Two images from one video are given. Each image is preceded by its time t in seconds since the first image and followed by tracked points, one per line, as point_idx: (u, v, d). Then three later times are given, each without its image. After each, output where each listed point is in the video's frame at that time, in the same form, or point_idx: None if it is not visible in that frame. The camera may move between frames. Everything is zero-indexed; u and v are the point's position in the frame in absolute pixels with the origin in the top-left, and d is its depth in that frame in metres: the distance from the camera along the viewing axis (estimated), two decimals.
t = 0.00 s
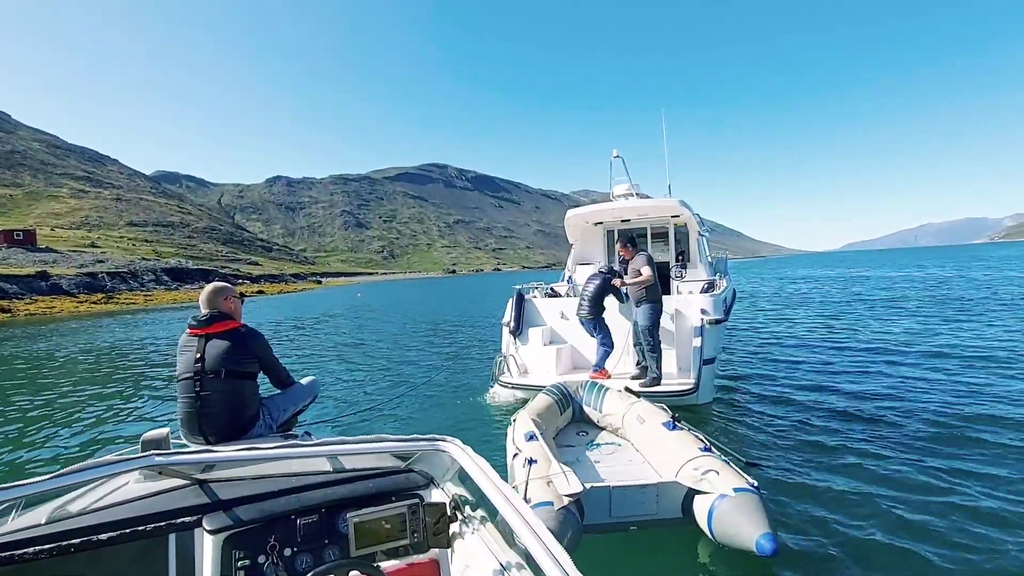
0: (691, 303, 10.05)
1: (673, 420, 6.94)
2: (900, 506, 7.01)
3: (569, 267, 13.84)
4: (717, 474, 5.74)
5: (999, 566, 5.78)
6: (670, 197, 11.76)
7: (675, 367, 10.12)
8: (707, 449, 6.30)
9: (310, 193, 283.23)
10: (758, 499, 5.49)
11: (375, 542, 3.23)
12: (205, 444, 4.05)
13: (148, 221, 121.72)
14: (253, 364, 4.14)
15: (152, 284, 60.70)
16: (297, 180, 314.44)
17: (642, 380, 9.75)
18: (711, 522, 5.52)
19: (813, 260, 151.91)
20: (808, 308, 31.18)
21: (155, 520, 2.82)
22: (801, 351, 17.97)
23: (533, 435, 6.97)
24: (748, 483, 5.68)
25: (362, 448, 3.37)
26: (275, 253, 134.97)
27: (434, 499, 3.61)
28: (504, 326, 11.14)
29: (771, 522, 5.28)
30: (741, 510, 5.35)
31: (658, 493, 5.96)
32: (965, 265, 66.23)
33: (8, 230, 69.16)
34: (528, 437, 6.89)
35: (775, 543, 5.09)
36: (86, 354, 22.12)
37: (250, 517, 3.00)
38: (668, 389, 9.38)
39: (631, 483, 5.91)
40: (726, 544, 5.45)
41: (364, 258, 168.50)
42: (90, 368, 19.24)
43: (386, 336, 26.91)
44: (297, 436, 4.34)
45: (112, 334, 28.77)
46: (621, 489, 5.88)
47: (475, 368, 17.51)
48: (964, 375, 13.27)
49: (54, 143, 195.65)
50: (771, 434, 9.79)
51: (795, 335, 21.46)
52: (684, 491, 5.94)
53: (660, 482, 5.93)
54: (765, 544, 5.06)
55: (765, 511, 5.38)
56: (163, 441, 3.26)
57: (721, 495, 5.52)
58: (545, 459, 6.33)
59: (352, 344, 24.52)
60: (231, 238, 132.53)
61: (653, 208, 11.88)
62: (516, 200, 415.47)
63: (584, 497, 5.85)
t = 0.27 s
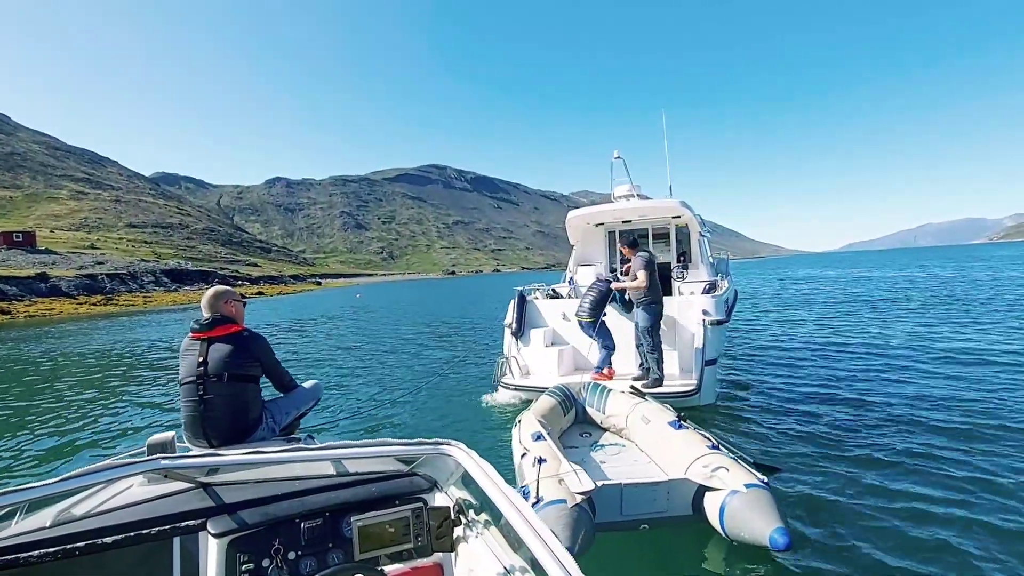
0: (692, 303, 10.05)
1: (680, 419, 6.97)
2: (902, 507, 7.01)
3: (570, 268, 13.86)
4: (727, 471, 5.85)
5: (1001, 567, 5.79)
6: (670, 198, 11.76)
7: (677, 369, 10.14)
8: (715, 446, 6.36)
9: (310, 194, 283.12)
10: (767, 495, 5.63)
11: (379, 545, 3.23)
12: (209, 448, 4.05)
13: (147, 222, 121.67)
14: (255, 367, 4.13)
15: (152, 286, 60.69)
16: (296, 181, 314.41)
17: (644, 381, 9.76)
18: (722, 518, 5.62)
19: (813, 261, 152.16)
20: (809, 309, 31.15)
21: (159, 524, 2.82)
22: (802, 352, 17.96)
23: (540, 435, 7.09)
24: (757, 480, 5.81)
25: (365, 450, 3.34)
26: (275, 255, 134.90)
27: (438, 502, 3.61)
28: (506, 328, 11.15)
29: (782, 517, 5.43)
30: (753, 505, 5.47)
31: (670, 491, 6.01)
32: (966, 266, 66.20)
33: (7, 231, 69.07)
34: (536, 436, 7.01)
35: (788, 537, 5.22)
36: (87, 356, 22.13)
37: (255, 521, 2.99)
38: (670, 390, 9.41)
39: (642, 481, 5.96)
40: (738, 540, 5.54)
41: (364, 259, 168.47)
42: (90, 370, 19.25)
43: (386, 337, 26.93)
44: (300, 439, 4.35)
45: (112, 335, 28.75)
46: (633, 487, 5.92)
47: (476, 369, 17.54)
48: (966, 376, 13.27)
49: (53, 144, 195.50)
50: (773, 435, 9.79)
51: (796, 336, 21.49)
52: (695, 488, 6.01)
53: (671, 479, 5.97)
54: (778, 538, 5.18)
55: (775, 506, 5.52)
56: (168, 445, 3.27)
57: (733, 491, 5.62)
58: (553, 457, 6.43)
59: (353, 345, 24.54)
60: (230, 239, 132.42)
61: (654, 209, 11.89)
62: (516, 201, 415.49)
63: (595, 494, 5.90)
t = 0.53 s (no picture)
0: (693, 303, 10.07)
1: (685, 419, 6.98)
2: (905, 508, 6.99)
3: (571, 269, 13.87)
4: (735, 470, 5.83)
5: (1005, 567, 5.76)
6: (670, 199, 11.77)
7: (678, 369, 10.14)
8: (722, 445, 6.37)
9: (309, 196, 283.13)
10: (777, 493, 5.57)
11: (380, 547, 3.22)
12: (209, 448, 4.04)
13: (146, 225, 121.61)
14: (255, 368, 4.12)
15: (151, 288, 60.67)
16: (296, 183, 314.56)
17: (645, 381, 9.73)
18: (732, 517, 5.57)
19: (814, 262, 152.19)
20: (811, 310, 31.11)
21: (157, 525, 2.81)
22: (804, 353, 17.93)
23: (546, 435, 7.16)
24: (767, 479, 5.77)
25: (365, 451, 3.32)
26: (274, 257, 134.89)
27: (439, 504, 3.59)
28: (508, 329, 11.15)
29: (792, 515, 5.35)
30: (762, 503, 5.42)
31: (678, 489, 6.01)
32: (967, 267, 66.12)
33: (6, 234, 69.00)
34: (542, 437, 7.10)
35: (799, 535, 5.13)
36: (86, 358, 22.11)
37: (255, 522, 2.98)
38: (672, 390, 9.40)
39: (650, 479, 5.95)
40: (748, 539, 5.47)
41: (363, 261, 168.50)
42: (90, 372, 19.21)
43: (386, 339, 26.96)
44: (301, 440, 4.34)
45: (112, 337, 28.74)
46: (641, 485, 5.92)
47: (476, 371, 17.54)
48: (968, 377, 13.24)
49: (52, 146, 195.68)
50: (774, 436, 9.78)
51: (796, 337, 21.51)
52: (704, 487, 5.99)
53: (679, 478, 5.96)
54: (788, 536, 5.10)
55: (785, 505, 5.45)
56: (167, 445, 3.25)
57: (742, 490, 5.59)
58: (561, 456, 6.49)
59: (353, 346, 24.56)
60: (229, 241, 132.34)
61: (655, 210, 11.90)
62: (515, 203, 415.69)
63: (605, 493, 5.91)
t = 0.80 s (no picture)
0: (693, 301, 10.04)
1: (690, 417, 6.98)
2: (904, 505, 6.99)
3: (571, 268, 13.86)
4: (741, 468, 5.86)
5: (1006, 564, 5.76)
6: (670, 198, 11.74)
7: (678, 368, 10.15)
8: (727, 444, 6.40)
9: (307, 196, 282.88)
10: (784, 491, 5.58)
11: (377, 546, 3.22)
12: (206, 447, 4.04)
13: (145, 225, 121.46)
14: (250, 366, 4.08)
15: (150, 288, 60.64)
16: (295, 183, 314.13)
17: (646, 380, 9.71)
18: (739, 515, 5.58)
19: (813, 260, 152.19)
20: (810, 309, 31.10)
21: (154, 524, 2.79)
22: (804, 352, 17.92)
23: (551, 434, 7.18)
24: (773, 477, 5.79)
25: (362, 450, 3.30)
26: (273, 257, 134.80)
27: (436, 503, 3.58)
28: (508, 329, 11.15)
29: (799, 512, 5.35)
30: (769, 500, 5.43)
31: (685, 487, 5.99)
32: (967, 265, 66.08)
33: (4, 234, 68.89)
34: (547, 436, 7.12)
35: (806, 532, 5.13)
36: (85, 359, 22.09)
37: (252, 522, 2.98)
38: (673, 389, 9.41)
39: (658, 477, 5.93)
40: (754, 536, 5.48)
41: (362, 261, 168.37)
42: (88, 372, 19.18)
43: (386, 338, 26.96)
44: (298, 439, 4.34)
45: (111, 338, 28.70)
46: (648, 483, 5.91)
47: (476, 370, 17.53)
48: (968, 375, 13.22)
49: (49, 146, 195.08)
50: (775, 435, 9.78)
51: (795, 336, 21.53)
52: (711, 485, 5.99)
53: (686, 475, 5.95)
54: (795, 532, 5.10)
55: (792, 503, 5.46)
56: (163, 444, 3.24)
57: (748, 487, 5.61)
58: (568, 456, 6.49)
59: (353, 346, 24.56)
60: (228, 242, 132.23)
61: (654, 208, 11.86)
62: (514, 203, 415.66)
63: (610, 492, 5.91)
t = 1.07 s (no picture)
0: (693, 299, 10.05)
1: (695, 415, 6.99)
2: (905, 503, 6.99)
3: (571, 267, 13.87)
4: (748, 466, 5.87)
5: (1008, 560, 5.76)
6: (670, 196, 11.74)
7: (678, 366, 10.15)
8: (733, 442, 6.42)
9: (306, 196, 282.54)
10: (791, 489, 5.60)
11: (377, 546, 3.23)
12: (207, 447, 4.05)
13: (143, 226, 121.19)
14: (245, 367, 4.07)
15: (148, 290, 60.54)
16: (293, 183, 313.69)
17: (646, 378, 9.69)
18: (746, 512, 5.60)
19: (812, 258, 152.23)
20: (810, 307, 31.11)
21: (153, 525, 2.78)
22: (804, 350, 17.94)
23: (557, 433, 7.20)
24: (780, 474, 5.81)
25: (362, 450, 3.30)
26: (271, 258, 134.66)
27: (436, 504, 3.58)
28: (508, 328, 11.16)
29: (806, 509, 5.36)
30: (776, 498, 5.44)
31: (691, 485, 6.00)
32: (966, 262, 66.12)
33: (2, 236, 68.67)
34: (552, 435, 7.15)
35: (813, 529, 5.15)
36: (84, 360, 22.04)
37: (251, 523, 2.98)
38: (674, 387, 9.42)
39: (664, 475, 5.94)
40: (762, 534, 5.50)
41: (361, 261, 168.22)
42: (87, 374, 19.14)
43: (385, 339, 26.96)
44: (297, 439, 4.35)
45: (109, 339, 28.64)
46: (655, 482, 5.91)
47: (476, 370, 17.54)
48: (968, 373, 13.23)
49: (46, 148, 194.50)
50: (775, 433, 9.80)
51: (794, 334, 21.57)
52: (717, 483, 6.00)
53: (693, 474, 5.94)
54: (803, 529, 5.11)
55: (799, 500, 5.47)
56: (162, 445, 3.23)
57: (755, 485, 5.62)
58: (574, 455, 6.49)
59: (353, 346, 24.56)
60: (226, 242, 132.03)
61: (654, 207, 11.85)
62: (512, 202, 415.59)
63: (618, 491, 5.92)
